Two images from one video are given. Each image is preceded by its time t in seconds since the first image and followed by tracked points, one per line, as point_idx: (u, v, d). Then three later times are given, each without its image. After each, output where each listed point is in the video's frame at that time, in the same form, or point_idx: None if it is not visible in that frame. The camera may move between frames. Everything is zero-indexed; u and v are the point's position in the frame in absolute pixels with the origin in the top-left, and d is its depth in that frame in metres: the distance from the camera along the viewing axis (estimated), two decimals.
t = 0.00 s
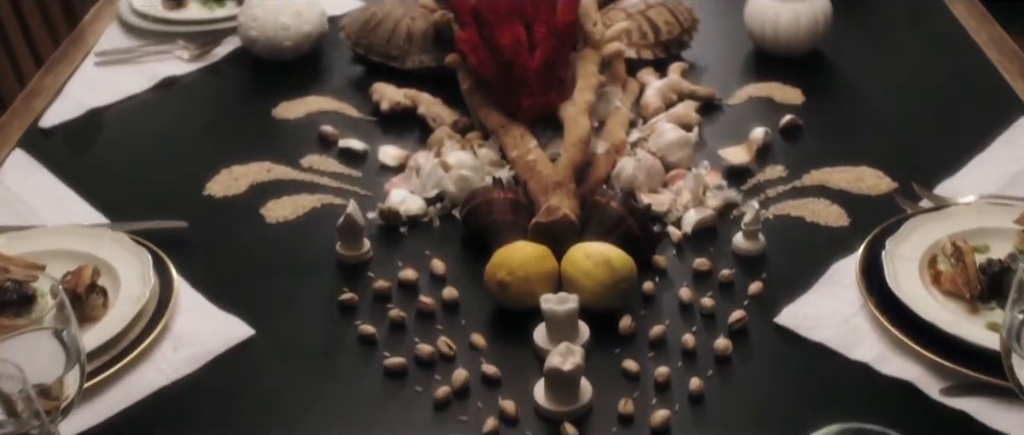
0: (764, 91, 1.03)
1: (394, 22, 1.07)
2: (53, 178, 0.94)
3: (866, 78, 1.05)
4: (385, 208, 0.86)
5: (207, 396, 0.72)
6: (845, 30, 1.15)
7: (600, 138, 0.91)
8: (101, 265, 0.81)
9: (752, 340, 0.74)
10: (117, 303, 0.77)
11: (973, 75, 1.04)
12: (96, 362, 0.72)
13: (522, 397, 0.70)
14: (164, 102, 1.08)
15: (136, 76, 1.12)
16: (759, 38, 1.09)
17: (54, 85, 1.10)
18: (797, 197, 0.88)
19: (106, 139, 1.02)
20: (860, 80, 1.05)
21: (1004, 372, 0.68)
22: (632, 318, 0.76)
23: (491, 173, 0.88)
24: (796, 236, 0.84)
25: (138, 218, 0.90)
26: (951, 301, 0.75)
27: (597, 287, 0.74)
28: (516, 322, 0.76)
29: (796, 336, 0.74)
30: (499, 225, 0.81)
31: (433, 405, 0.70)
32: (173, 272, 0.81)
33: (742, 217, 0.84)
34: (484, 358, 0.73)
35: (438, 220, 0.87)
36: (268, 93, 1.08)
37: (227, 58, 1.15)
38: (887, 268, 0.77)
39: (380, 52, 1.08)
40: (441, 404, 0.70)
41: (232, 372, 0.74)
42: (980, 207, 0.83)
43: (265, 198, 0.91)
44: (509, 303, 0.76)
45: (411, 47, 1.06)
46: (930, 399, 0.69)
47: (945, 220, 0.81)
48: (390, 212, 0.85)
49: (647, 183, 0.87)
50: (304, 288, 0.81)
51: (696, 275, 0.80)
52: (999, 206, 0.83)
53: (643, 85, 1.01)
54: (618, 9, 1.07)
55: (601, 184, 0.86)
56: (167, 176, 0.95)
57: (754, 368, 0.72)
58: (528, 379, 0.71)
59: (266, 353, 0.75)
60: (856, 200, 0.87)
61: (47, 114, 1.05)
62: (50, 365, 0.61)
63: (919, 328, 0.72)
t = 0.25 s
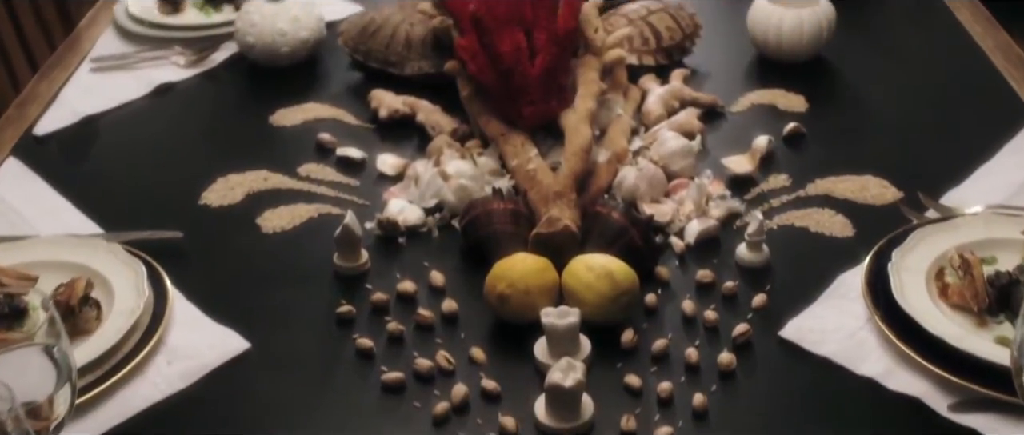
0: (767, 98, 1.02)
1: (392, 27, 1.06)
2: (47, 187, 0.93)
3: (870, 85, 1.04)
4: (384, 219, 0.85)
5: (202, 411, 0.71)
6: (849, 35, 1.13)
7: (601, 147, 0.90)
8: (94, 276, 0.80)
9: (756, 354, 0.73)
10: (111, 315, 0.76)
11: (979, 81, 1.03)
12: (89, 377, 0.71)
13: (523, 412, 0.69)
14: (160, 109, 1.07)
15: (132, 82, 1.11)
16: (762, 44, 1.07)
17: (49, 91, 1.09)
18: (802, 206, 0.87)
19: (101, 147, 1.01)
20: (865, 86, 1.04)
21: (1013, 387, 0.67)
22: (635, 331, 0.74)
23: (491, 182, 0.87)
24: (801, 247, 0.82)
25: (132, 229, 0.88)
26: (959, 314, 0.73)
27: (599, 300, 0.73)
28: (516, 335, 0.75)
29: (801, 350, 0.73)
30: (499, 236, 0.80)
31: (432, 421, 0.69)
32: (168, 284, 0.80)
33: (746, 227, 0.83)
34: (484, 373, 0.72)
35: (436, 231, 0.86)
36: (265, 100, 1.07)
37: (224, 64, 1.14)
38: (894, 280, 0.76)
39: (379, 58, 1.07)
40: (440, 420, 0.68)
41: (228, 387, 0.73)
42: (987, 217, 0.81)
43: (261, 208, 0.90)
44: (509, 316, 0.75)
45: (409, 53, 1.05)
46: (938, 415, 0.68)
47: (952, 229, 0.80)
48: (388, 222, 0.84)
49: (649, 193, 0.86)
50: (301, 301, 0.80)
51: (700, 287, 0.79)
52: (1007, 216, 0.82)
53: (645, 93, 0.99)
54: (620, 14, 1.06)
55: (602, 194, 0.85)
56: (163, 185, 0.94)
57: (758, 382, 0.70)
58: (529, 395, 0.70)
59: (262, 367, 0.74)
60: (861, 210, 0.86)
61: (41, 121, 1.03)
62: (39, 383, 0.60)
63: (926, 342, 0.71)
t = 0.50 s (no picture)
0: (771, 106, 1.00)
1: (391, 33, 1.04)
2: (40, 196, 0.92)
3: (874, 92, 1.03)
4: (382, 229, 0.83)
5: (196, 428, 0.69)
6: (852, 41, 1.12)
7: (602, 156, 0.89)
8: (87, 289, 0.78)
9: (760, 369, 0.72)
10: (104, 329, 0.74)
11: (984, 88, 1.01)
12: (81, 393, 0.70)
13: (523, 429, 0.68)
14: (156, 116, 1.05)
15: (127, 88, 1.09)
16: (765, 50, 1.06)
17: (44, 98, 1.07)
18: (806, 217, 0.85)
19: (96, 155, 0.99)
20: (869, 93, 1.03)
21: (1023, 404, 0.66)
22: (636, 346, 0.73)
23: (490, 192, 0.86)
24: (805, 259, 0.81)
25: (127, 239, 0.87)
26: (967, 328, 0.72)
27: (601, 314, 0.72)
28: (517, 349, 0.74)
29: (806, 365, 0.72)
30: (499, 248, 0.78)
31: None
32: (163, 297, 0.79)
33: (750, 239, 0.82)
34: (484, 388, 0.71)
35: (435, 241, 0.84)
36: (262, 107, 1.05)
37: (221, 70, 1.12)
38: (900, 293, 0.74)
39: (377, 64, 1.05)
40: None
41: (223, 403, 0.71)
42: (994, 227, 0.80)
43: (258, 217, 0.89)
44: (509, 330, 0.74)
45: (408, 60, 1.04)
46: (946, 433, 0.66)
47: (959, 240, 0.79)
48: (387, 232, 0.83)
49: (651, 202, 0.85)
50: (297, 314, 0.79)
51: (703, 300, 0.77)
52: (1015, 226, 0.80)
53: (647, 100, 0.98)
54: (621, 20, 1.04)
55: (603, 204, 0.84)
56: (158, 194, 0.93)
57: (763, 398, 0.69)
58: (529, 411, 0.69)
59: (257, 382, 0.73)
60: (866, 220, 0.85)
61: (35, 128, 1.02)
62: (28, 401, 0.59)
63: (934, 357, 0.70)
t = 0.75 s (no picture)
0: (774, 113, 0.99)
1: (389, 40, 1.03)
2: (34, 205, 0.90)
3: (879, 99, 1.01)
4: (380, 240, 0.82)
5: None
6: (856, 47, 1.11)
7: (604, 165, 0.87)
8: (80, 301, 0.77)
9: (765, 385, 0.70)
10: (97, 344, 0.73)
11: (990, 95, 1.00)
12: (73, 410, 0.68)
13: None
14: (152, 123, 1.04)
15: (123, 94, 1.08)
16: (768, 56, 1.05)
17: (38, 104, 1.06)
18: (810, 227, 0.84)
19: (91, 163, 0.98)
20: (873, 100, 1.01)
21: None
22: (639, 361, 0.72)
23: (490, 202, 0.84)
24: (811, 271, 0.80)
25: (121, 250, 0.86)
26: (975, 342, 0.71)
27: (603, 329, 0.71)
28: (517, 364, 0.72)
29: (811, 380, 0.71)
30: (499, 260, 0.77)
31: None
32: (157, 309, 0.78)
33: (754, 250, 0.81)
34: (484, 404, 0.69)
35: (434, 253, 0.83)
36: (260, 114, 1.04)
37: (218, 76, 1.11)
38: (907, 306, 0.73)
39: (376, 70, 1.04)
40: None
41: (218, 419, 0.70)
42: (1002, 238, 0.79)
43: (254, 227, 0.87)
44: (509, 344, 0.72)
45: (407, 66, 1.02)
46: None
47: (967, 251, 0.77)
48: (385, 243, 0.82)
49: (654, 213, 0.83)
50: (294, 327, 0.77)
51: (706, 314, 0.76)
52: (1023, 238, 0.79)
53: (648, 107, 0.97)
54: (622, 26, 1.03)
55: (605, 215, 0.82)
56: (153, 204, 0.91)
57: (768, 414, 0.68)
58: (530, 428, 0.68)
59: (253, 398, 0.72)
60: (872, 231, 0.83)
61: (29, 136, 1.01)
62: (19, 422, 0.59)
63: (942, 373, 0.69)
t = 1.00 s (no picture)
0: (778, 120, 0.98)
1: (388, 46, 1.02)
2: (26, 215, 0.89)
3: (884, 107, 1.00)
4: (378, 251, 0.81)
5: None
6: (860, 54, 1.09)
7: (605, 174, 0.86)
8: (73, 314, 0.76)
9: (770, 400, 0.69)
10: (90, 358, 0.72)
11: (996, 102, 0.99)
12: (66, 426, 0.67)
13: None
14: (147, 131, 1.03)
15: (118, 101, 1.06)
16: (772, 63, 1.03)
17: (32, 111, 1.04)
18: (815, 238, 0.83)
19: (85, 172, 0.97)
20: (878, 108, 1.00)
21: None
22: (641, 376, 0.70)
23: (490, 213, 0.83)
24: (816, 282, 0.78)
25: (115, 261, 0.84)
26: (984, 357, 0.69)
27: (604, 343, 0.69)
28: (517, 379, 0.71)
29: (817, 396, 0.69)
30: (499, 272, 0.76)
31: None
32: (152, 322, 0.76)
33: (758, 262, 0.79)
34: (484, 421, 0.68)
35: (433, 264, 0.82)
36: (257, 121, 1.03)
37: (214, 82, 1.10)
38: (915, 320, 0.71)
39: (374, 77, 1.03)
40: None
41: None
42: (1010, 250, 0.78)
43: (251, 238, 0.86)
44: (510, 359, 0.71)
45: (406, 73, 1.01)
46: None
47: (974, 263, 0.76)
48: (383, 255, 0.81)
49: (656, 223, 0.82)
50: (290, 340, 0.76)
51: (709, 327, 0.75)
52: None
53: (650, 115, 0.95)
54: (624, 32, 1.02)
55: (607, 226, 0.81)
56: (148, 213, 0.90)
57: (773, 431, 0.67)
58: None
59: (249, 414, 0.70)
60: (877, 242, 0.82)
61: (22, 143, 0.99)
62: None
63: (950, 390, 0.67)
